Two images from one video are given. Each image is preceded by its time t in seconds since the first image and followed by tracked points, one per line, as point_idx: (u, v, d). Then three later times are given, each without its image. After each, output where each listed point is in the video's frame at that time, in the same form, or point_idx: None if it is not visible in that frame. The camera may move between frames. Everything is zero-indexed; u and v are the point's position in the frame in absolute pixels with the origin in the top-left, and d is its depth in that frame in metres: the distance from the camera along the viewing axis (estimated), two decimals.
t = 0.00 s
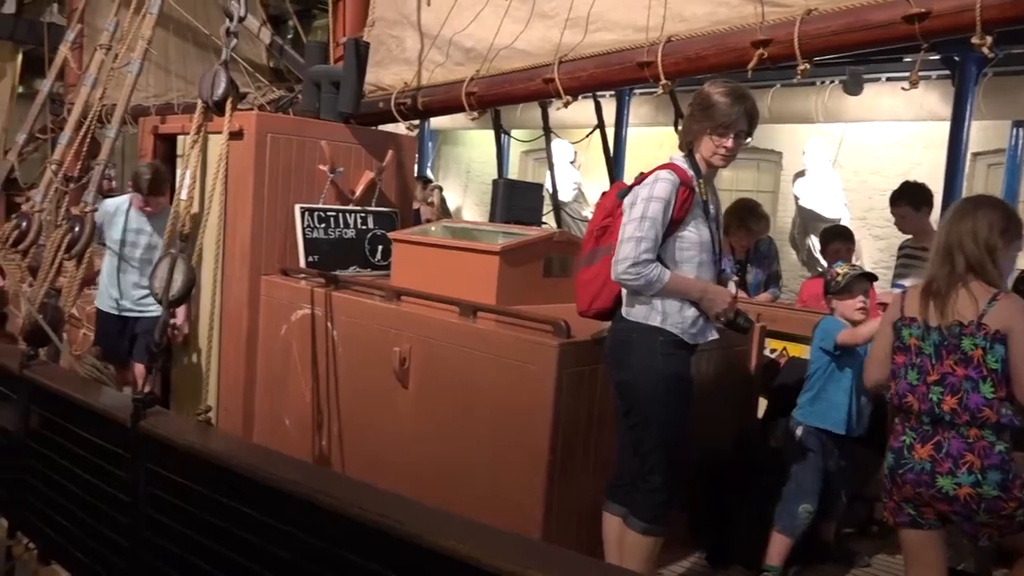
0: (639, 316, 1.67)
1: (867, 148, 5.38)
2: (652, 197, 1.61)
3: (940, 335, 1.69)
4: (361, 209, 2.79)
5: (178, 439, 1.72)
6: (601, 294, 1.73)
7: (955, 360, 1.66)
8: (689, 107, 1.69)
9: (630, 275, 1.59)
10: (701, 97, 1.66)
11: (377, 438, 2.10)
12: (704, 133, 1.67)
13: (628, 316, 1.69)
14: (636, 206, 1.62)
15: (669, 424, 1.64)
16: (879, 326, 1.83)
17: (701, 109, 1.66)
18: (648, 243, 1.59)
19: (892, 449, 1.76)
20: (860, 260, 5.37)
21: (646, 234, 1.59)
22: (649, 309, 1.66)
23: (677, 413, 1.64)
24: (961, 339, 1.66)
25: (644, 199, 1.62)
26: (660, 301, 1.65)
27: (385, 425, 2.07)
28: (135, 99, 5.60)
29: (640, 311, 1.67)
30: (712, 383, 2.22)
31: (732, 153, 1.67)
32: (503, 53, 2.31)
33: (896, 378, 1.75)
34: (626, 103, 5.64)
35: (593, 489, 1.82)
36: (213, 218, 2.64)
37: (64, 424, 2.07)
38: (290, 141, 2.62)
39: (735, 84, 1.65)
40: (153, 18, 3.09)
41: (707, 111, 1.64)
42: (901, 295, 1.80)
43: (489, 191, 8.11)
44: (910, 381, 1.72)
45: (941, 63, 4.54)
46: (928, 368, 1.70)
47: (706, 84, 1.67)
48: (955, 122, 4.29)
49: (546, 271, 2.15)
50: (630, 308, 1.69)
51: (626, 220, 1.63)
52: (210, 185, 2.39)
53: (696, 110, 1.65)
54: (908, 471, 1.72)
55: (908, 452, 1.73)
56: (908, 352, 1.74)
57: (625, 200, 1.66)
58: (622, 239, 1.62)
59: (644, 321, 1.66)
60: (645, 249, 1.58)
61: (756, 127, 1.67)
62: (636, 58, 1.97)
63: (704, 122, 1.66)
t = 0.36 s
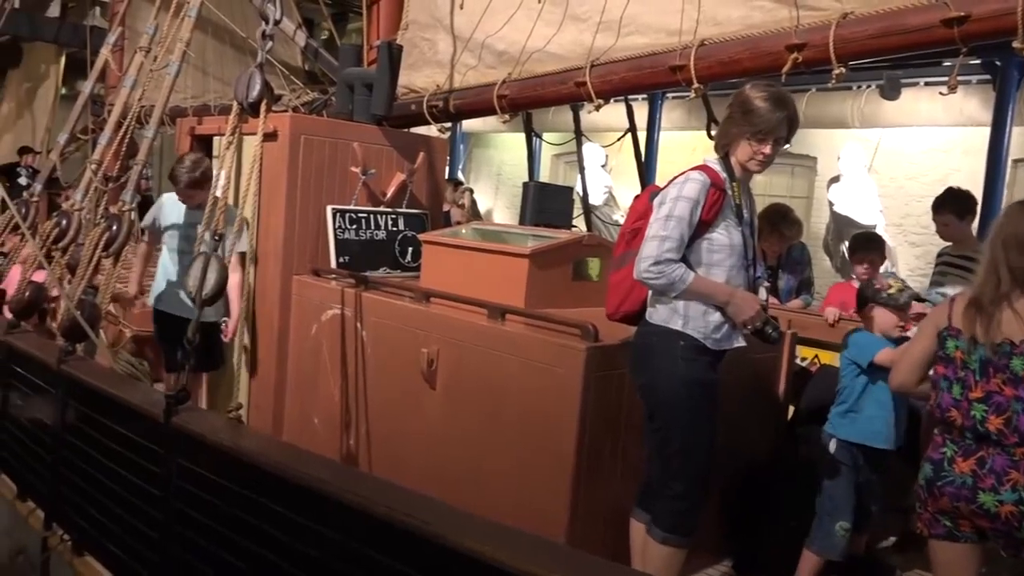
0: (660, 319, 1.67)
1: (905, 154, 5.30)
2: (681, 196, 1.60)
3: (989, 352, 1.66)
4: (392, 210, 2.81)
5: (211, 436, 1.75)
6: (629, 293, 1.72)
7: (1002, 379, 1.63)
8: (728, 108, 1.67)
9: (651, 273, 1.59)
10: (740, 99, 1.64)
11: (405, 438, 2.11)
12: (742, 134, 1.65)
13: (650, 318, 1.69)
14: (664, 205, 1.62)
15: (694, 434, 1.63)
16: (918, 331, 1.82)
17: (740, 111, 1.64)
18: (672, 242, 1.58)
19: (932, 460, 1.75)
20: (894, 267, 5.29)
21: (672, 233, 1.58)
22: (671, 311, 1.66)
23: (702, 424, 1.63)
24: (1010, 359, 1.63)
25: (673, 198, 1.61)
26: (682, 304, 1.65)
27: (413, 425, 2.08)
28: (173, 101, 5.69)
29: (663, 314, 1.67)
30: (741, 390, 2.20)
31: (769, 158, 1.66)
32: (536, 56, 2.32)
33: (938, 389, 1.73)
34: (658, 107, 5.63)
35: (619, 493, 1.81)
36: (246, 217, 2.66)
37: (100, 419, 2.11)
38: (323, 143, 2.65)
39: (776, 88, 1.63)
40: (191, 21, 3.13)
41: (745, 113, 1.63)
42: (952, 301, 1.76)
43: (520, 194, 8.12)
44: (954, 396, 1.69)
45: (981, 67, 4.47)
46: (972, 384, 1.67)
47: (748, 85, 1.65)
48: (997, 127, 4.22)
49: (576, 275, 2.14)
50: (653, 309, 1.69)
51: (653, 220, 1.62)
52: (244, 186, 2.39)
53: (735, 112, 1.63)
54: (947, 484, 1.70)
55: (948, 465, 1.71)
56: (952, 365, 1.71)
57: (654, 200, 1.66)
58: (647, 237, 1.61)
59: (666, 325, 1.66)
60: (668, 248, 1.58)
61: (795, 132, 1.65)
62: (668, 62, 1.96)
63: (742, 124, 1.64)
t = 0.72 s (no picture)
0: (697, 334, 1.63)
1: (926, 152, 5.25)
2: (714, 203, 1.55)
3: None
4: (410, 213, 2.81)
5: (230, 439, 1.76)
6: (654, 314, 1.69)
7: None
8: (750, 101, 1.62)
9: (690, 287, 1.54)
10: (764, 90, 1.59)
11: (424, 440, 2.11)
12: (770, 125, 1.59)
13: (686, 333, 1.64)
14: (696, 213, 1.56)
15: (729, 450, 1.59)
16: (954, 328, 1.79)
17: (765, 103, 1.59)
18: (710, 253, 1.53)
19: (963, 460, 1.73)
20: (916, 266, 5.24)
21: (709, 243, 1.54)
22: (709, 325, 1.61)
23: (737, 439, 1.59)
24: None
25: (705, 205, 1.55)
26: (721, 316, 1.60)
27: (431, 428, 2.08)
28: (193, 106, 5.75)
29: (699, 329, 1.62)
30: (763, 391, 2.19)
31: (799, 148, 1.61)
32: (552, 57, 2.32)
33: (974, 388, 1.70)
34: (675, 107, 5.60)
35: (638, 495, 1.80)
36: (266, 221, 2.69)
37: (123, 422, 2.12)
38: (341, 147, 2.66)
39: (800, 75, 1.57)
40: (211, 27, 3.16)
41: (772, 105, 1.57)
42: (990, 300, 1.72)
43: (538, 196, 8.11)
44: (991, 396, 1.67)
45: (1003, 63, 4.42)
46: (1011, 384, 1.64)
47: (770, 74, 1.60)
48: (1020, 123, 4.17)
49: (593, 276, 2.14)
50: (689, 324, 1.64)
51: (686, 229, 1.57)
52: (263, 189, 2.39)
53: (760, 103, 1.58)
54: (979, 485, 1.69)
55: (981, 465, 1.69)
56: (990, 365, 1.68)
57: (684, 206, 1.60)
58: (682, 248, 1.56)
59: (704, 339, 1.61)
60: (706, 260, 1.53)
61: (824, 119, 1.61)
62: (685, 62, 1.96)
63: (768, 117, 1.59)
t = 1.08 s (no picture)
0: (724, 346, 1.48)
1: (947, 153, 5.20)
2: (733, 201, 1.41)
3: None
4: (427, 214, 2.82)
5: (249, 439, 1.76)
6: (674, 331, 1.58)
7: None
8: (776, 87, 1.46)
9: (710, 294, 1.41)
10: (789, 74, 1.43)
11: (440, 441, 2.12)
12: (807, 108, 1.43)
13: (712, 347, 1.50)
14: (715, 214, 1.43)
15: (749, 470, 1.44)
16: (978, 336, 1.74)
17: (794, 84, 1.43)
18: (730, 255, 1.40)
19: (981, 465, 1.72)
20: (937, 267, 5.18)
21: (728, 246, 1.40)
22: (735, 337, 1.47)
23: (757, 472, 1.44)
24: None
25: (724, 204, 1.42)
26: (749, 325, 1.46)
27: (448, 429, 2.09)
28: (213, 108, 5.80)
29: (725, 342, 1.48)
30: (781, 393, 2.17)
31: (844, 124, 1.44)
32: (569, 58, 2.32)
33: (996, 393, 1.70)
34: (693, 107, 5.58)
35: (654, 498, 1.79)
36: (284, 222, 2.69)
37: (143, 421, 2.14)
38: (359, 148, 2.67)
39: (827, 52, 1.43)
40: (230, 29, 3.18)
41: (805, 86, 1.41)
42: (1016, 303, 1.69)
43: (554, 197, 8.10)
44: (1014, 401, 1.66)
45: None
46: None
47: (793, 56, 1.45)
48: None
49: (610, 277, 2.14)
50: (713, 338, 1.50)
51: (705, 232, 1.44)
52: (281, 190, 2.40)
53: (793, 86, 1.41)
54: (997, 491, 1.68)
55: (1000, 471, 1.68)
56: (1015, 370, 1.67)
57: (703, 207, 1.47)
58: (700, 252, 1.43)
59: (729, 352, 1.47)
60: (726, 263, 1.39)
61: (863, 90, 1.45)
62: (703, 62, 1.94)
63: (799, 101, 1.43)
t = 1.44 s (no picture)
0: (769, 364, 1.40)
1: (973, 159, 5.14)
2: (791, 206, 1.32)
3: None
4: (449, 217, 2.82)
5: (271, 440, 1.77)
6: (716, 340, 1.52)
7: None
8: (841, 86, 1.35)
9: (764, 305, 1.32)
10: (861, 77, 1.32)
11: (460, 445, 2.11)
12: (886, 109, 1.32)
13: (757, 364, 1.43)
14: (770, 219, 1.34)
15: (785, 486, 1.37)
16: (1002, 350, 1.71)
17: (862, 83, 1.32)
18: (786, 265, 1.31)
19: (1009, 479, 1.69)
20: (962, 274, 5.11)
21: (784, 255, 1.31)
22: (781, 356, 1.39)
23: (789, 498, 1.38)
24: None
25: (780, 209, 1.33)
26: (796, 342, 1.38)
27: (468, 432, 2.08)
28: (238, 111, 5.86)
29: (770, 360, 1.41)
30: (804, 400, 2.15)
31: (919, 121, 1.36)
32: (593, 62, 2.32)
33: None
34: (716, 112, 5.55)
35: (675, 505, 1.78)
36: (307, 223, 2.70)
37: (167, 420, 2.16)
38: (382, 150, 2.69)
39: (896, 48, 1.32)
40: (256, 32, 3.20)
41: (883, 88, 1.31)
42: None
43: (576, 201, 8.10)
44: None
45: None
46: None
47: (857, 52, 1.34)
48: None
49: (632, 282, 2.13)
50: (758, 354, 1.43)
51: (759, 239, 1.35)
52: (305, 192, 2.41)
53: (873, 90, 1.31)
54: None
55: None
56: None
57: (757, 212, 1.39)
58: (753, 260, 1.35)
59: (774, 371, 1.39)
60: (782, 274, 1.31)
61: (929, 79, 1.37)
62: (728, 66, 1.93)
63: (869, 101, 1.32)
